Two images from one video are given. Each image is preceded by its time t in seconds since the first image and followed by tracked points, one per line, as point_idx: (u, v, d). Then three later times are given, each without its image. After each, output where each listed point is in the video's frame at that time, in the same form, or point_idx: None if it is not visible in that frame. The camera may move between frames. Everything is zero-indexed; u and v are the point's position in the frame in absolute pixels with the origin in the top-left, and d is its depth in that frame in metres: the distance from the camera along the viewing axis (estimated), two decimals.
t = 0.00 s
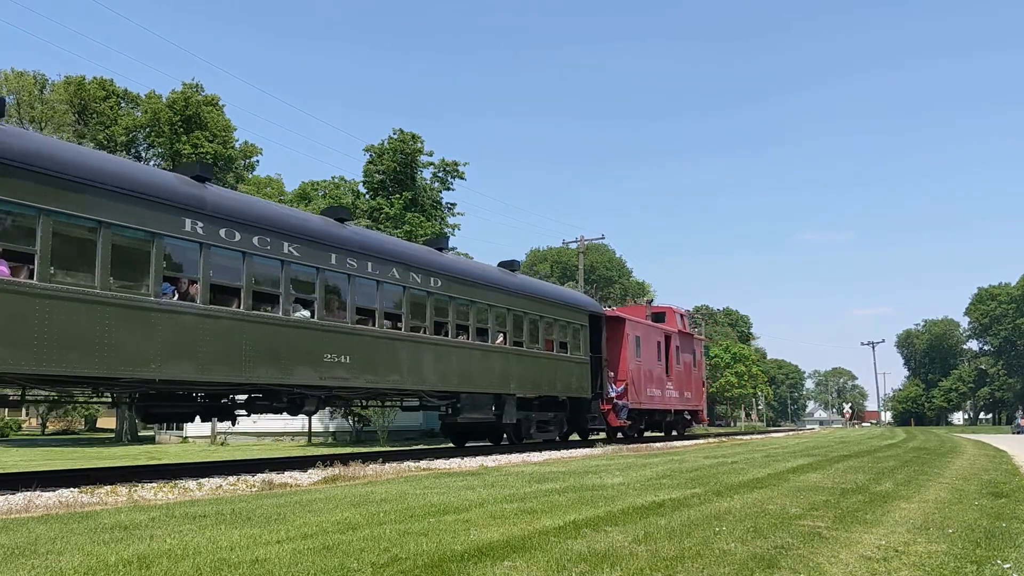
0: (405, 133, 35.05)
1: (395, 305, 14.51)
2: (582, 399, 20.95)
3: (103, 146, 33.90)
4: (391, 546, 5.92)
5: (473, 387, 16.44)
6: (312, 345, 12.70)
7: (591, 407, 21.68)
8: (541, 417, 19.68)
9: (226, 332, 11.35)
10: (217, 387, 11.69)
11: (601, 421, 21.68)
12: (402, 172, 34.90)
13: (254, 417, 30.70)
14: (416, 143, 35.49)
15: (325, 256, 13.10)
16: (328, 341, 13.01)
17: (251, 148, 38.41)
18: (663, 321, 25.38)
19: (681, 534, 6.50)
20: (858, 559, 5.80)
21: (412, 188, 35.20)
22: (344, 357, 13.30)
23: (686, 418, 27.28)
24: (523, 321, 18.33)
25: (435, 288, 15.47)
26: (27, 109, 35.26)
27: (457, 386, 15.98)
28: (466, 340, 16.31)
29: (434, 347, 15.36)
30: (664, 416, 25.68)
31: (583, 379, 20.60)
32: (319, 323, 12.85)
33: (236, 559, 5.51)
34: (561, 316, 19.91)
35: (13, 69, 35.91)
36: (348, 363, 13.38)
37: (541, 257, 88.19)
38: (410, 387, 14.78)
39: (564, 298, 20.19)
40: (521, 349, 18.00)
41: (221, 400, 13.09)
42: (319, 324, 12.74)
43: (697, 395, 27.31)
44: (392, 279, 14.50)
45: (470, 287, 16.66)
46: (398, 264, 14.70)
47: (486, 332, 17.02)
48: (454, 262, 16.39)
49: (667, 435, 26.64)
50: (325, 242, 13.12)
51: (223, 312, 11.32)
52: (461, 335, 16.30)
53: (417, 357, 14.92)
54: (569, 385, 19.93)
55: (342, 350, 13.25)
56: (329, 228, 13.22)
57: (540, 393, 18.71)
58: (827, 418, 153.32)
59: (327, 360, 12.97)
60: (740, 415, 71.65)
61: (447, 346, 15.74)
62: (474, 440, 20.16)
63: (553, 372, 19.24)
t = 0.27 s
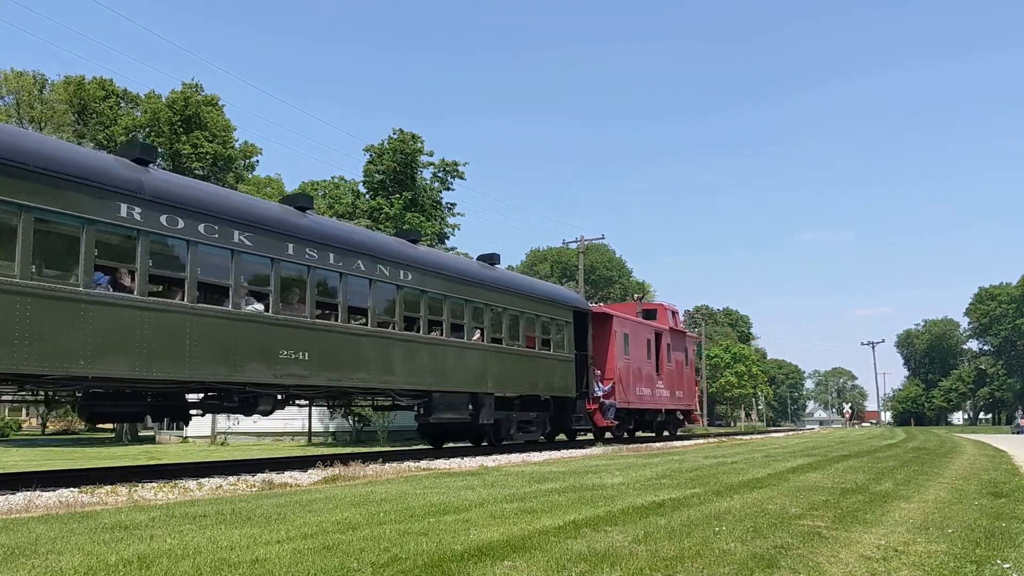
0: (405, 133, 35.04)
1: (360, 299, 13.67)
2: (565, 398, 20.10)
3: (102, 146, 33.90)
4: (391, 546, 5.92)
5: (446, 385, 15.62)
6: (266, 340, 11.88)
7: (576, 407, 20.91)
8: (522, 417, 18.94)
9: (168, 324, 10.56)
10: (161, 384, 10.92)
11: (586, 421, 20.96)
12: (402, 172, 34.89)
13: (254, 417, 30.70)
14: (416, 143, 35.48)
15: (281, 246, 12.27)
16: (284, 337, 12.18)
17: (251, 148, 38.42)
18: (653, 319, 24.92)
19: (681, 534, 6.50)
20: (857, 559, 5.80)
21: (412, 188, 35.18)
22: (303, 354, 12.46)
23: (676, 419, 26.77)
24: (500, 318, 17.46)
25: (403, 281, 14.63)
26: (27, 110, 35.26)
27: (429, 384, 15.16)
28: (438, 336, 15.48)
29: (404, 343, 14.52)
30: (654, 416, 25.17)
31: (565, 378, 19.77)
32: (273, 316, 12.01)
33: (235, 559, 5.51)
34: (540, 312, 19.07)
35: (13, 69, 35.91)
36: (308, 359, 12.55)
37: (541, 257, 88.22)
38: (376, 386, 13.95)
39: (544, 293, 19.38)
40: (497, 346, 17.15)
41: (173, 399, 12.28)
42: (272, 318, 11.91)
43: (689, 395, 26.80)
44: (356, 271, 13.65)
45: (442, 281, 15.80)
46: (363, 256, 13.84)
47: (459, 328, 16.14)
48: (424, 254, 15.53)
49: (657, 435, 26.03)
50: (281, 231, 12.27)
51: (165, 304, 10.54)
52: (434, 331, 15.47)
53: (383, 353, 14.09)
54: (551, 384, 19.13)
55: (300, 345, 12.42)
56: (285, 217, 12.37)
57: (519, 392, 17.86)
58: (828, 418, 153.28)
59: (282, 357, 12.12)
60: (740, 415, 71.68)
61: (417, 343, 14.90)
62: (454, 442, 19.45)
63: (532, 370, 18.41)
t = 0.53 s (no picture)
0: (405, 133, 35.04)
1: (318, 292, 12.92)
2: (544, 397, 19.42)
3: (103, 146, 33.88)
4: (391, 546, 5.92)
5: (416, 381, 14.95)
6: (213, 336, 11.16)
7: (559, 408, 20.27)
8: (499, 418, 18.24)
9: (107, 318, 9.89)
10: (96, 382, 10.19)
11: (572, 421, 20.35)
12: (402, 172, 34.89)
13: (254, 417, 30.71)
14: (416, 143, 35.48)
15: (230, 235, 11.51)
16: (233, 332, 11.45)
17: (251, 148, 38.42)
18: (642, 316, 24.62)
19: (681, 534, 6.50)
20: (857, 559, 5.80)
21: (412, 188, 35.18)
22: (254, 350, 11.75)
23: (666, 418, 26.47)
24: (472, 314, 16.70)
25: (366, 274, 13.88)
26: (27, 110, 35.24)
27: (393, 383, 14.41)
28: (406, 332, 14.78)
29: (370, 339, 13.84)
30: (644, 416, 24.84)
31: (543, 376, 19.07)
32: (221, 311, 11.28)
33: (235, 559, 5.51)
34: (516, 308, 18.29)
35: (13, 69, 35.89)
36: (259, 356, 11.84)
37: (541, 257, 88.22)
38: (336, 385, 13.25)
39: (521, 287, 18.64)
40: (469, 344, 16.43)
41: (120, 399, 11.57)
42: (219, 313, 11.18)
43: (679, 393, 26.47)
44: (314, 263, 12.91)
45: (409, 274, 15.04)
46: (323, 246, 13.08)
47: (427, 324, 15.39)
48: (390, 246, 14.76)
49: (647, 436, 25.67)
50: (230, 219, 11.50)
51: (97, 295, 9.78)
52: (402, 328, 14.74)
53: (345, 350, 13.38)
54: (527, 383, 18.43)
55: (251, 341, 11.70)
56: (239, 205, 11.69)
57: (492, 391, 17.14)
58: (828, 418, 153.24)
59: (230, 353, 11.40)
60: (740, 416, 71.74)
61: (382, 339, 14.17)
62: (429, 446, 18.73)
63: (507, 368, 17.71)
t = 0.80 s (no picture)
0: (405, 133, 35.05)
1: (274, 284, 12.08)
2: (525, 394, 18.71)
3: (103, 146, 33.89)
4: (391, 546, 5.92)
5: (384, 379, 14.17)
6: (152, 330, 10.35)
7: (543, 408, 19.84)
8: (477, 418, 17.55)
9: (29, 313, 9.06)
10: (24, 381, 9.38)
11: (555, 421, 20.01)
12: (402, 172, 34.89)
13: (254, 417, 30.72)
14: (416, 143, 35.49)
15: (173, 222, 10.66)
16: (176, 327, 10.64)
17: (251, 148, 38.43)
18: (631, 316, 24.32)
19: (681, 535, 6.49)
20: (857, 560, 5.80)
21: (412, 188, 35.20)
22: (199, 346, 10.94)
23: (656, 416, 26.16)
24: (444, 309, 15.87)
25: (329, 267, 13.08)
26: (27, 110, 35.25)
27: (357, 381, 13.60)
28: (374, 328, 14.01)
29: (332, 335, 13.04)
30: (633, 416, 24.54)
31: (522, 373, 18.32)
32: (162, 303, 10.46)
33: (235, 559, 5.51)
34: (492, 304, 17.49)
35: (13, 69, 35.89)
36: (205, 352, 11.03)
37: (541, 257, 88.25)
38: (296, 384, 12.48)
39: (499, 281, 17.84)
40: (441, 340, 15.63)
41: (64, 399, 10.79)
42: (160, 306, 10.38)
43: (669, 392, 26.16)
44: (271, 254, 12.08)
45: (377, 267, 14.22)
46: (279, 237, 12.23)
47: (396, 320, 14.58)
48: (357, 237, 13.95)
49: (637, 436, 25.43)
50: (173, 205, 10.66)
51: (12, 282, 8.88)
52: (369, 323, 13.99)
53: (305, 347, 12.58)
54: (505, 381, 17.61)
55: (195, 336, 10.88)
56: (183, 190, 10.82)
57: (466, 389, 16.35)
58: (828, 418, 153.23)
59: (172, 350, 10.59)
60: (740, 416, 71.82)
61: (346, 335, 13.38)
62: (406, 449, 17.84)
63: (483, 366, 16.93)
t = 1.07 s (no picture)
0: (405, 133, 35.04)
1: (223, 275, 11.21)
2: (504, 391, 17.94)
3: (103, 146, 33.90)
4: (391, 546, 5.92)
5: (346, 377, 13.29)
6: (78, 324, 9.46)
7: (523, 408, 19.68)
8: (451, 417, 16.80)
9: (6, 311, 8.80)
10: None
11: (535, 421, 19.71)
12: (402, 172, 34.89)
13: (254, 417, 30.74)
14: (416, 143, 35.48)
15: (105, 206, 9.78)
16: (107, 319, 9.75)
17: (251, 148, 38.42)
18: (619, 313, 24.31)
19: (680, 534, 6.49)
20: (857, 560, 5.80)
21: (412, 188, 35.20)
22: (134, 340, 10.05)
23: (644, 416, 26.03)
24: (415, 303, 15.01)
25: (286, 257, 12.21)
26: (27, 110, 35.25)
27: (317, 379, 12.71)
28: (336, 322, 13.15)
29: (287, 330, 12.17)
30: (621, 416, 24.43)
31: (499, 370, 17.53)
32: (90, 293, 9.58)
33: (235, 559, 5.51)
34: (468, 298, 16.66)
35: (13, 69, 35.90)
36: (142, 348, 10.14)
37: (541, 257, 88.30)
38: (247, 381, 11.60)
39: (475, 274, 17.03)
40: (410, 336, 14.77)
41: None
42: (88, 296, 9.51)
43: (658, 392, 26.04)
44: (220, 242, 11.21)
45: (340, 257, 13.34)
46: (227, 223, 11.30)
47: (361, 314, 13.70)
48: (319, 226, 13.08)
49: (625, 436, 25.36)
50: (109, 187, 9.83)
51: None
52: (330, 317, 13.08)
53: (256, 341, 11.68)
54: (481, 379, 16.80)
55: (129, 330, 9.98)
56: (121, 172, 10.01)
57: (438, 387, 15.47)
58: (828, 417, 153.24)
59: (102, 343, 9.71)
60: (740, 417, 71.90)
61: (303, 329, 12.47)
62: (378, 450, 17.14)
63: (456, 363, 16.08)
